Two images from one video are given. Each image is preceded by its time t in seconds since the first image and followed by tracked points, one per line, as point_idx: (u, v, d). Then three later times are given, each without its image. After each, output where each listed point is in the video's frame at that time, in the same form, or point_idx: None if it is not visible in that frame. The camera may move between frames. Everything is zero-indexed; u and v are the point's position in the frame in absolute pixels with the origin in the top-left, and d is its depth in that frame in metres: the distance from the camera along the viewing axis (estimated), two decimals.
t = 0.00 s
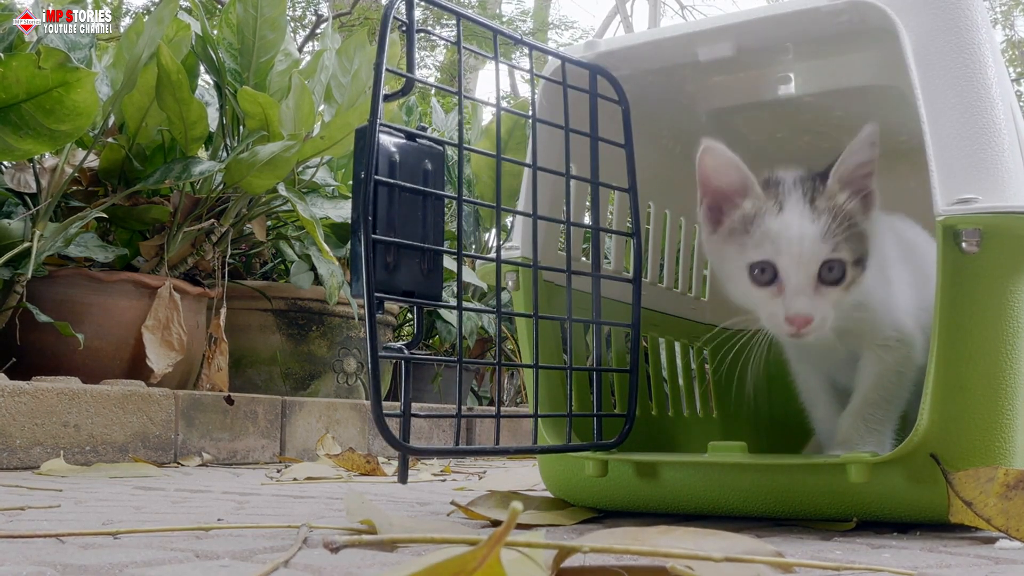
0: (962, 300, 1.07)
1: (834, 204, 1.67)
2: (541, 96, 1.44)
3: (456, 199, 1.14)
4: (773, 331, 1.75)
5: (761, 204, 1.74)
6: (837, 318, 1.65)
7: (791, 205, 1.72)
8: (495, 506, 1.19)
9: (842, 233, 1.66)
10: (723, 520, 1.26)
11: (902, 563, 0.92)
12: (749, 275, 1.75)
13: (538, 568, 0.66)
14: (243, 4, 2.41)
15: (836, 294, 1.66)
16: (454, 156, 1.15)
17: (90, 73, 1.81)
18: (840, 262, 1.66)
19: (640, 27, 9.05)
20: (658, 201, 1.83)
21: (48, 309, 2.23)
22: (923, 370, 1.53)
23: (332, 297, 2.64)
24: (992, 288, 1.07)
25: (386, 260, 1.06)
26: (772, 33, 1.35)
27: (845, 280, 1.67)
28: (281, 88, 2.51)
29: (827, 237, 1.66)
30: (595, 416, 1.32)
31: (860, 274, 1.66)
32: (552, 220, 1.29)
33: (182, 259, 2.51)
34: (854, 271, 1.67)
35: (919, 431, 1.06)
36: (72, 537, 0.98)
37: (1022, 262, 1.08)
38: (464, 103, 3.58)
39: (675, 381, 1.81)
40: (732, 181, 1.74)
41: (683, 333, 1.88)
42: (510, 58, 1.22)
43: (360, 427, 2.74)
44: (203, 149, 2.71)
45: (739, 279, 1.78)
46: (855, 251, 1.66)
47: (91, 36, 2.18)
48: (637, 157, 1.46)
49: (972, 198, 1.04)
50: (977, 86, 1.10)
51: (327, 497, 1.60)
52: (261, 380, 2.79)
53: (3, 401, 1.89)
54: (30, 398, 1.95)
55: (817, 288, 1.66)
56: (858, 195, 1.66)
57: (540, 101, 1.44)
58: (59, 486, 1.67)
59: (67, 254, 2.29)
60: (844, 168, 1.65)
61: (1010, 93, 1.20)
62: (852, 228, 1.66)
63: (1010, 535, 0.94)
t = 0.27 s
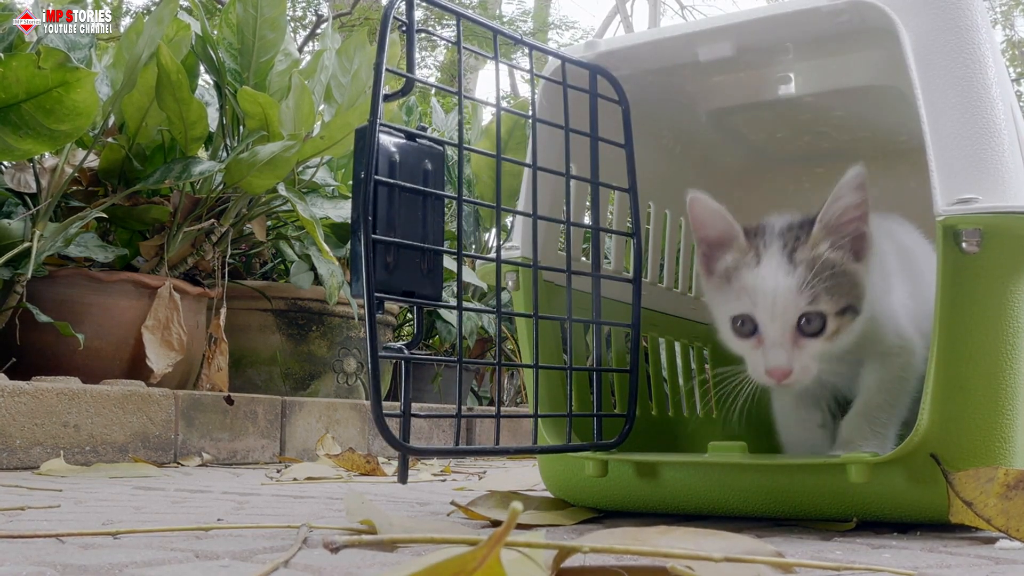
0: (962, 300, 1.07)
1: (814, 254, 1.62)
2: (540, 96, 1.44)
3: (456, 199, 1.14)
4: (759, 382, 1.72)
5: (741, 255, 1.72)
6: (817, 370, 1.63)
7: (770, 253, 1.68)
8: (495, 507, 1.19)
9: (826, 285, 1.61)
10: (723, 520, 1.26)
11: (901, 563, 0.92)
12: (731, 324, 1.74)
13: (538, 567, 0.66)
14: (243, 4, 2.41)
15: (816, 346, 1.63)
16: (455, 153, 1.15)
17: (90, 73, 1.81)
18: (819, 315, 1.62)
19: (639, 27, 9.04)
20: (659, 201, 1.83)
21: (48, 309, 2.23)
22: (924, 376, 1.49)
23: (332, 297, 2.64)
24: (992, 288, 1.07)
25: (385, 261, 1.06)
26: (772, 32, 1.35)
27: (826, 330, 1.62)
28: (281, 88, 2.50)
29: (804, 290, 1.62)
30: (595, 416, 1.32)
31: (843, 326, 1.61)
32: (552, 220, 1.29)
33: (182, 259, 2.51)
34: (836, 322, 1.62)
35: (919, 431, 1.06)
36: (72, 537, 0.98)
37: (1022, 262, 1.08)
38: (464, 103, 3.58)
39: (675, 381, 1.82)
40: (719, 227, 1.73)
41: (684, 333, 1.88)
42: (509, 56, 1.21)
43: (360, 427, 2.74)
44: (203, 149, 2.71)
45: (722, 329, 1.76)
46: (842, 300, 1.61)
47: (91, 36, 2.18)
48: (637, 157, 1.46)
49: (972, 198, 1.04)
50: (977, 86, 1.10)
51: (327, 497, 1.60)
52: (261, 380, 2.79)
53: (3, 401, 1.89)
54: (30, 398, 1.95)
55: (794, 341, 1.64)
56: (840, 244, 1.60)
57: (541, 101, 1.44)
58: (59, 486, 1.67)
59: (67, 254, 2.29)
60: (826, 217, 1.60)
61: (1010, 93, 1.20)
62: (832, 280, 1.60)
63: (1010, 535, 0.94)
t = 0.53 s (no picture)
0: (962, 300, 1.07)
1: (780, 309, 1.45)
2: (540, 96, 1.44)
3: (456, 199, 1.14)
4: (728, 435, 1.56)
5: (709, 308, 1.56)
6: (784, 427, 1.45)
7: (735, 309, 1.50)
8: (495, 506, 1.19)
9: (794, 340, 1.44)
10: (724, 520, 1.26)
11: (902, 563, 0.92)
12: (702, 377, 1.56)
13: (538, 567, 0.66)
14: (243, 4, 2.41)
15: (780, 404, 1.46)
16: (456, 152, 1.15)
17: (90, 73, 1.81)
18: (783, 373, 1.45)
19: (639, 27, 9.04)
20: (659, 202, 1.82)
21: (48, 309, 2.23)
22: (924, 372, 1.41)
23: (332, 297, 2.64)
24: (992, 288, 1.07)
25: (384, 262, 1.06)
26: (772, 32, 1.35)
27: (791, 388, 1.46)
28: (281, 88, 2.51)
29: (764, 347, 1.45)
30: (595, 416, 1.32)
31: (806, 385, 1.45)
32: (552, 220, 1.29)
33: (182, 259, 2.51)
34: (802, 379, 1.46)
35: (919, 431, 1.06)
36: (72, 537, 0.98)
37: (1022, 262, 1.08)
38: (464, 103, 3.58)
39: (674, 380, 1.83)
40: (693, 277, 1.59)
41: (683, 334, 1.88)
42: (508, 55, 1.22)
43: (360, 427, 2.74)
44: (203, 149, 2.71)
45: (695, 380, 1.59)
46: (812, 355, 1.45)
47: (91, 36, 2.18)
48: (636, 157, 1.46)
49: (972, 197, 1.04)
50: (977, 86, 1.10)
51: (327, 497, 1.60)
52: (261, 380, 2.79)
53: (3, 401, 1.89)
54: (30, 398, 1.95)
55: (758, 398, 1.45)
56: (810, 297, 1.45)
57: (540, 101, 1.44)
58: (59, 486, 1.67)
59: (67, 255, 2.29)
60: (802, 268, 1.44)
61: (1010, 93, 1.20)
62: (795, 338, 1.44)
63: (1010, 535, 0.94)
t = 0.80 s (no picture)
0: (962, 300, 1.07)
1: (733, 324, 1.44)
2: (540, 96, 1.43)
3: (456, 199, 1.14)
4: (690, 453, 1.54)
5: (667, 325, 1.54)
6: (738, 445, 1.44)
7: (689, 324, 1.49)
8: (494, 507, 1.19)
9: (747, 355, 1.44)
10: (724, 521, 1.26)
11: (901, 563, 0.92)
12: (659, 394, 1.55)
13: (538, 567, 0.66)
14: (243, 4, 2.41)
15: (734, 421, 1.44)
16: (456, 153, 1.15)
17: (90, 73, 1.81)
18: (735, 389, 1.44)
19: (639, 27, 9.03)
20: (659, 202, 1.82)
21: (48, 309, 2.23)
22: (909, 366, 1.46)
23: (332, 297, 2.64)
24: (991, 288, 1.07)
25: (384, 261, 1.06)
26: (773, 32, 1.35)
27: (743, 404, 1.45)
28: (281, 88, 2.51)
29: (716, 363, 1.44)
30: (596, 416, 1.32)
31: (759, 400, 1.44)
32: (552, 220, 1.29)
33: (182, 259, 2.51)
34: (754, 396, 1.45)
35: (919, 431, 1.06)
36: (72, 537, 0.98)
37: (1022, 262, 1.08)
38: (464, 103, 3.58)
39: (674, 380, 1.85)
40: (651, 291, 1.57)
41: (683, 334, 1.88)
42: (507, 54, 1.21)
43: (360, 427, 2.74)
44: (203, 149, 2.71)
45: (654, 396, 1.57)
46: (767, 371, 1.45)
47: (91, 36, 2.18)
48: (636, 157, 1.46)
49: (972, 197, 1.04)
50: (977, 86, 1.10)
51: (327, 497, 1.60)
52: (261, 380, 2.79)
53: (3, 401, 1.89)
54: (30, 398, 1.95)
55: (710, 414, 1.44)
56: (766, 314, 1.44)
57: (540, 101, 1.44)
58: (59, 486, 1.67)
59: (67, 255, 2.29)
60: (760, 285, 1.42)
61: (1010, 93, 1.20)
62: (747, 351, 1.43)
63: (1010, 535, 0.94)
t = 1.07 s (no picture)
0: (962, 300, 1.07)
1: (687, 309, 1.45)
2: (540, 96, 1.43)
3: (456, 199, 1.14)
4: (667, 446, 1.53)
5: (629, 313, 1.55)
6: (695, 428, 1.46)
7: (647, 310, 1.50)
8: (494, 507, 1.19)
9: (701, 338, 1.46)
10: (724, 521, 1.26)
11: (902, 563, 0.92)
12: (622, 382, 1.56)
13: (538, 568, 0.66)
14: (243, 4, 2.41)
15: (688, 404, 1.47)
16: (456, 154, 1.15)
17: (90, 73, 1.81)
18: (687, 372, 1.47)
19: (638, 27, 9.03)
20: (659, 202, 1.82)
21: (48, 309, 2.23)
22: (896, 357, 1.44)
23: (332, 297, 2.64)
24: (991, 288, 1.07)
25: (383, 262, 1.06)
26: (773, 32, 1.35)
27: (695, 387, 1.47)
28: (281, 88, 2.51)
29: (668, 347, 1.46)
30: (597, 417, 1.32)
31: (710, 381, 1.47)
32: (552, 220, 1.29)
33: (182, 259, 2.51)
34: (705, 378, 1.47)
35: (919, 431, 1.06)
36: (72, 537, 0.98)
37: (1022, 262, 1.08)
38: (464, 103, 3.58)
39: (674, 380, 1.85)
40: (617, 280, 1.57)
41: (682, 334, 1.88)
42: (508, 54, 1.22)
43: (360, 427, 2.74)
44: (203, 149, 2.71)
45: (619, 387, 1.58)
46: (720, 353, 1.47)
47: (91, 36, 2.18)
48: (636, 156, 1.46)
49: (972, 198, 1.04)
50: (976, 86, 1.10)
51: (327, 497, 1.60)
52: (261, 380, 2.79)
53: (3, 401, 1.89)
54: (30, 398, 1.95)
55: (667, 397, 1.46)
56: (724, 298, 1.45)
57: (540, 101, 1.44)
58: (59, 486, 1.67)
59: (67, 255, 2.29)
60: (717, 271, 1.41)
61: (1010, 93, 1.20)
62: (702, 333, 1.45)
63: (1010, 535, 0.94)
